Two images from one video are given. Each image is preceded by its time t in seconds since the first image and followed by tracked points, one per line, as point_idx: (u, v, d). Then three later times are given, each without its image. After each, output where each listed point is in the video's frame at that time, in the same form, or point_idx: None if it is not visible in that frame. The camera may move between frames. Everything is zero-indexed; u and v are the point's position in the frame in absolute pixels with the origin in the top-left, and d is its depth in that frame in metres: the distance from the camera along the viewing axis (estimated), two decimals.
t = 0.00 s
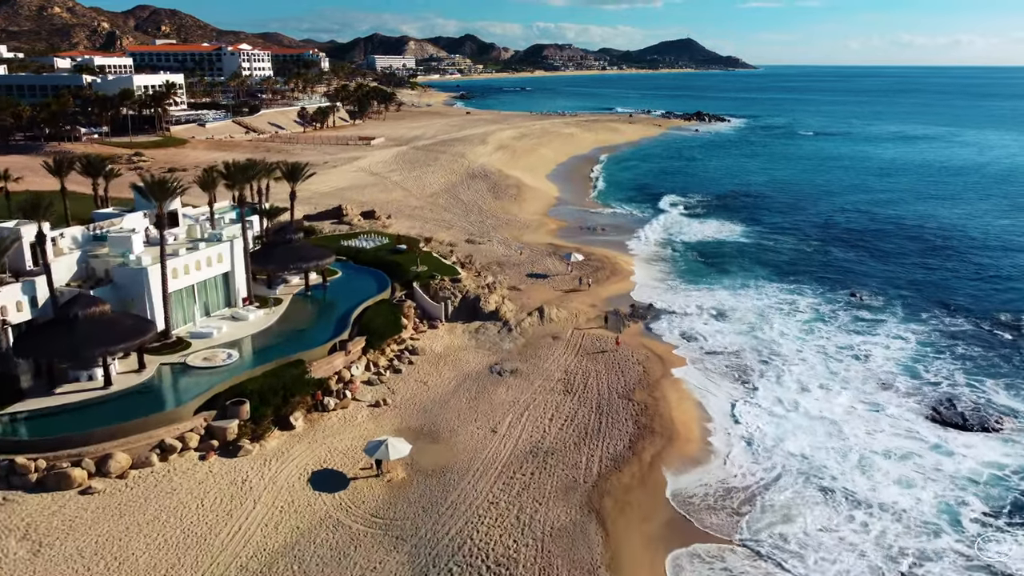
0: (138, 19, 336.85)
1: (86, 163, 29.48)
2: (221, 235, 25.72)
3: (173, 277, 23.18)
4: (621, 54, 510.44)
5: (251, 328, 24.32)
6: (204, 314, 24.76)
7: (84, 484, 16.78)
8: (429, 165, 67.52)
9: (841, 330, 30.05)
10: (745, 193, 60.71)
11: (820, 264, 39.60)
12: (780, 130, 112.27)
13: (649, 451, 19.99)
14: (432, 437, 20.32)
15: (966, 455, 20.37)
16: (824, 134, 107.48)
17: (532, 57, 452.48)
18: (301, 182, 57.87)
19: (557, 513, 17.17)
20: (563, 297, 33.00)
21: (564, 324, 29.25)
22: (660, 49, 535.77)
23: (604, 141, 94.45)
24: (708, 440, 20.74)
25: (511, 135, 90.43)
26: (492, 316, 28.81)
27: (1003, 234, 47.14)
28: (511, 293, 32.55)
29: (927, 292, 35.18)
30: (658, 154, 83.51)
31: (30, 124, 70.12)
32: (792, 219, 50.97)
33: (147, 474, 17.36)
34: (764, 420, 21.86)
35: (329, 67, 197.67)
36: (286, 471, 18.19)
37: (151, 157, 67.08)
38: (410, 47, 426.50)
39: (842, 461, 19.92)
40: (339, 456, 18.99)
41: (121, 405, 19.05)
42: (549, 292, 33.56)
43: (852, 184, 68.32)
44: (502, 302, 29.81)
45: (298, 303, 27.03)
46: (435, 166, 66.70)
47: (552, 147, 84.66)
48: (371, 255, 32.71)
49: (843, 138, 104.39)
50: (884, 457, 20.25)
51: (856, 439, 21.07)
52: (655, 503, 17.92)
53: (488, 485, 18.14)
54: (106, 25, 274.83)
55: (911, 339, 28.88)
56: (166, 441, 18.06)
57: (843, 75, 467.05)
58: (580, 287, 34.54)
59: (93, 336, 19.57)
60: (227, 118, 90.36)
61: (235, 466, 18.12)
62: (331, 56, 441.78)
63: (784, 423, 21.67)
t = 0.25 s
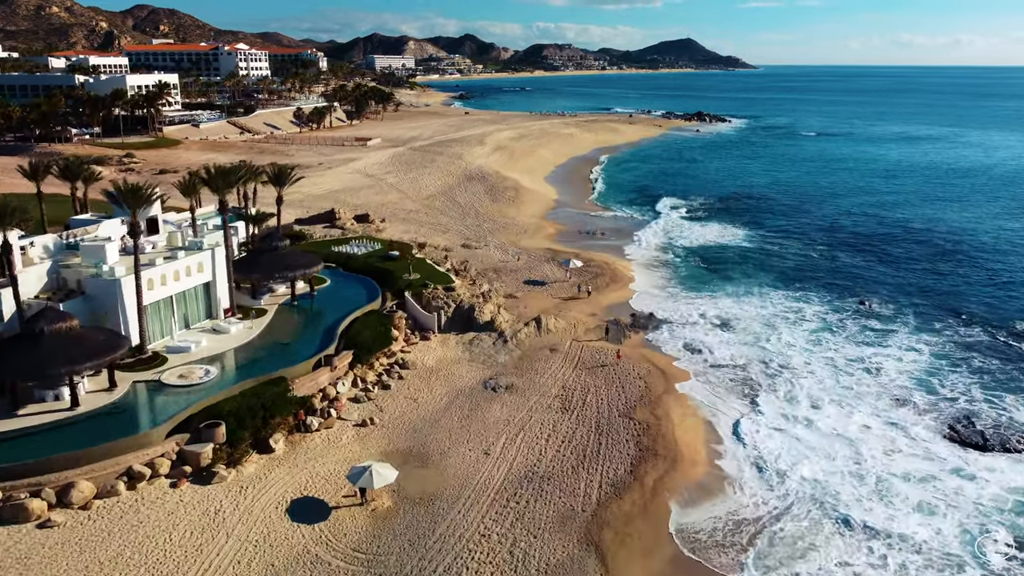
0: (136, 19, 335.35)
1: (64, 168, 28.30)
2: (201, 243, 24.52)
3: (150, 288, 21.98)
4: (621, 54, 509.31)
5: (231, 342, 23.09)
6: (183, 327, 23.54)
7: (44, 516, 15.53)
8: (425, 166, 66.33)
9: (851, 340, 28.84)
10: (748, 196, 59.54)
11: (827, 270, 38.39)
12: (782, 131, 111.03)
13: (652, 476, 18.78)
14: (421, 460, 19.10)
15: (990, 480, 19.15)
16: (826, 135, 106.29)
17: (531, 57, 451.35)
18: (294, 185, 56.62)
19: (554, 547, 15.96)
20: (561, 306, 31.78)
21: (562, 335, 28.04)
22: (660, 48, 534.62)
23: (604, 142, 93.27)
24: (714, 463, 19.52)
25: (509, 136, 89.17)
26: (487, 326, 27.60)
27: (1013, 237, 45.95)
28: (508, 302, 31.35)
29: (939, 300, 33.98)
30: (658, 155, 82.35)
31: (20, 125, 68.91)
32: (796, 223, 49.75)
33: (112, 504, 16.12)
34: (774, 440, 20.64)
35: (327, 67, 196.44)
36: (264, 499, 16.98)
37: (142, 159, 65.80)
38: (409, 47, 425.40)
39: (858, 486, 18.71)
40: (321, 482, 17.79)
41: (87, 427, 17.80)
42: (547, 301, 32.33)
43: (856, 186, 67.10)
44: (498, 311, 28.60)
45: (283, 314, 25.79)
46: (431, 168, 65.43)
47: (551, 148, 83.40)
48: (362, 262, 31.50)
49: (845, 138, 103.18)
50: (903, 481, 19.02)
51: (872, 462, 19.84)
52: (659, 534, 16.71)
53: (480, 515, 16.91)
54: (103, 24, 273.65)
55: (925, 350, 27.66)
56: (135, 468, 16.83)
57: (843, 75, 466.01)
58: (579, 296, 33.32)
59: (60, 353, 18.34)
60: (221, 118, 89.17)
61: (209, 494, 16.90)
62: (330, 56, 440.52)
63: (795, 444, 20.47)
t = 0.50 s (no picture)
0: (134, 18, 333.70)
1: (39, 172, 27.10)
2: (179, 252, 23.24)
3: (123, 300, 20.76)
4: (621, 54, 508.11)
5: (210, 357, 21.86)
6: (159, 340, 22.32)
7: None
8: (422, 168, 65.15)
9: (862, 352, 27.62)
10: (750, 198, 58.35)
11: (834, 275, 37.15)
12: (783, 132, 109.75)
13: (655, 504, 17.56)
14: (408, 487, 17.88)
15: (1016, 507, 17.92)
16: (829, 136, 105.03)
17: (531, 57, 450.19)
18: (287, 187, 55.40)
19: None
20: (560, 315, 30.59)
21: (560, 347, 26.82)
22: (660, 48, 533.47)
23: (604, 142, 92.10)
24: (721, 490, 18.31)
25: (508, 136, 87.94)
26: (481, 338, 26.37)
27: None
28: (503, 311, 30.14)
29: (952, 307, 32.76)
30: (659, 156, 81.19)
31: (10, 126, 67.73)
32: (801, 226, 48.51)
33: (71, 539, 14.88)
34: (785, 463, 19.42)
35: (326, 66, 195.33)
36: (237, 531, 15.76)
37: (133, 160, 64.55)
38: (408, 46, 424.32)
39: (876, 515, 17.48)
40: (300, 512, 16.58)
41: (49, 453, 16.56)
42: (545, 310, 31.11)
43: (860, 188, 65.88)
44: (493, 321, 27.36)
45: (267, 326, 24.55)
46: (428, 169, 64.16)
47: (550, 149, 82.17)
48: (353, 269, 30.26)
49: (847, 139, 101.96)
50: (924, 509, 17.77)
51: (889, 487, 18.61)
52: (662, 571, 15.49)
53: (469, 550, 15.68)
54: (101, 24, 272.58)
55: (940, 362, 26.43)
56: (97, 499, 15.59)
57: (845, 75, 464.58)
58: (577, 304, 32.15)
59: (21, 372, 17.05)
60: (215, 118, 88.01)
61: (178, 526, 15.68)
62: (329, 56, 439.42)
63: (808, 468, 19.24)
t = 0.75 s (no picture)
0: (132, 18, 332.26)
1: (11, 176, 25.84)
2: (155, 262, 22.03)
3: (93, 315, 19.53)
4: (621, 54, 506.85)
5: (187, 373, 20.64)
6: (133, 356, 21.11)
7: None
8: (418, 169, 63.92)
9: (873, 365, 26.40)
10: (753, 200, 57.13)
11: (841, 282, 35.93)
12: (785, 132, 108.48)
13: (658, 537, 16.35)
14: (392, 518, 16.67)
15: None
16: (831, 136, 103.78)
17: (530, 57, 448.88)
18: (280, 190, 54.21)
19: None
20: (557, 325, 29.39)
21: (557, 360, 25.60)
22: (660, 48, 532.20)
23: (604, 143, 90.89)
24: (729, 521, 17.10)
25: (506, 137, 86.74)
26: (474, 351, 25.17)
27: None
28: (498, 321, 28.93)
29: (966, 317, 31.53)
30: (659, 157, 80.01)
31: None
32: (806, 230, 47.29)
33: None
34: (797, 491, 18.18)
35: (324, 66, 194.01)
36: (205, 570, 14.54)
37: (124, 162, 63.36)
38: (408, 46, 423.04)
39: (897, 548, 16.26)
40: (274, 547, 15.37)
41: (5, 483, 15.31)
42: (542, 320, 29.89)
43: (864, 190, 64.66)
44: (487, 333, 26.15)
45: (249, 339, 23.31)
46: (424, 171, 62.94)
47: (549, 150, 80.94)
48: (341, 277, 29.04)
49: (850, 139, 100.73)
50: (950, 541, 16.53)
51: (910, 516, 17.38)
52: None
53: None
54: (99, 23, 271.18)
55: (956, 377, 25.21)
56: (53, 535, 14.35)
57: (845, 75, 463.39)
58: (575, 314, 30.95)
59: None
60: (209, 119, 86.75)
61: (140, 565, 14.44)
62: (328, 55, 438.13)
63: (821, 496, 17.99)
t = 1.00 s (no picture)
0: (130, 17, 330.84)
1: None
2: (128, 273, 20.83)
3: (59, 331, 18.31)
4: (621, 54, 505.69)
5: (160, 393, 19.39)
6: (104, 374, 19.88)
7: None
8: (413, 171, 62.72)
9: (885, 379, 25.18)
10: (755, 203, 55.92)
11: (848, 290, 34.72)
12: (786, 133, 107.28)
13: None
14: (375, 554, 15.47)
15: None
16: (833, 137, 102.57)
17: (530, 57, 447.64)
18: (272, 193, 52.98)
19: None
20: (554, 336, 28.18)
21: (553, 375, 24.38)
22: (660, 47, 530.88)
23: (603, 144, 89.67)
24: (739, 557, 15.89)
25: (504, 137, 85.50)
26: (467, 366, 23.95)
27: None
28: (492, 332, 27.72)
29: (979, 327, 30.33)
30: (659, 159, 78.81)
31: None
32: (810, 234, 46.08)
33: None
34: (810, 522, 16.98)
35: (321, 66, 192.77)
36: None
37: (114, 163, 62.10)
38: (407, 46, 421.80)
39: None
40: None
41: None
42: (538, 331, 28.68)
43: (868, 192, 63.47)
44: (480, 345, 24.93)
45: (228, 354, 22.08)
46: (419, 173, 61.69)
47: (547, 151, 79.70)
48: (329, 286, 27.83)
49: (852, 140, 99.50)
50: None
51: (934, 550, 16.16)
52: None
53: None
54: (98, 23, 270.11)
55: (973, 392, 23.99)
56: None
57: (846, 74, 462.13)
58: (572, 324, 29.76)
59: None
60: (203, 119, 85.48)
61: None
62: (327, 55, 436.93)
63: (836, 529, 16.78)
